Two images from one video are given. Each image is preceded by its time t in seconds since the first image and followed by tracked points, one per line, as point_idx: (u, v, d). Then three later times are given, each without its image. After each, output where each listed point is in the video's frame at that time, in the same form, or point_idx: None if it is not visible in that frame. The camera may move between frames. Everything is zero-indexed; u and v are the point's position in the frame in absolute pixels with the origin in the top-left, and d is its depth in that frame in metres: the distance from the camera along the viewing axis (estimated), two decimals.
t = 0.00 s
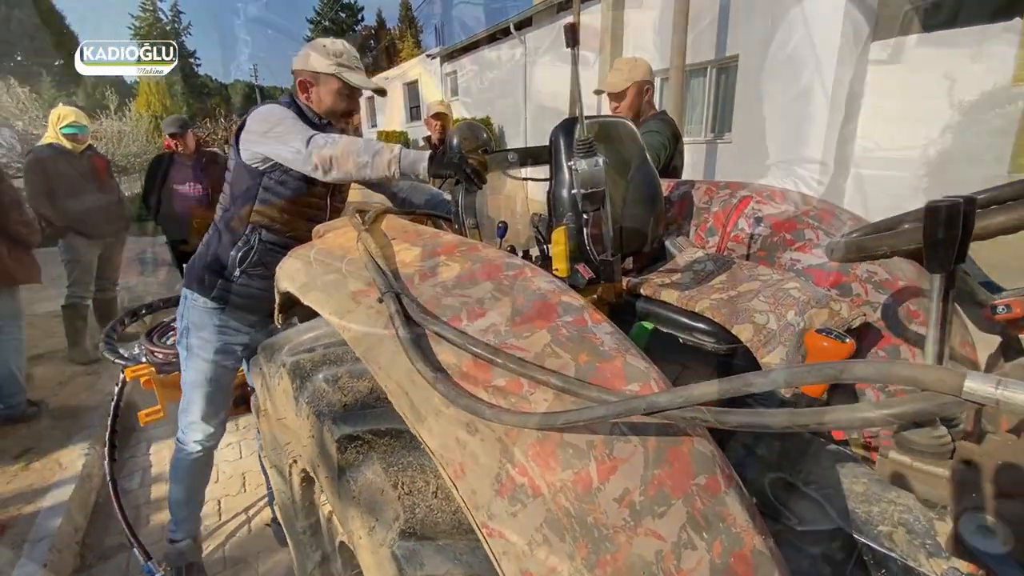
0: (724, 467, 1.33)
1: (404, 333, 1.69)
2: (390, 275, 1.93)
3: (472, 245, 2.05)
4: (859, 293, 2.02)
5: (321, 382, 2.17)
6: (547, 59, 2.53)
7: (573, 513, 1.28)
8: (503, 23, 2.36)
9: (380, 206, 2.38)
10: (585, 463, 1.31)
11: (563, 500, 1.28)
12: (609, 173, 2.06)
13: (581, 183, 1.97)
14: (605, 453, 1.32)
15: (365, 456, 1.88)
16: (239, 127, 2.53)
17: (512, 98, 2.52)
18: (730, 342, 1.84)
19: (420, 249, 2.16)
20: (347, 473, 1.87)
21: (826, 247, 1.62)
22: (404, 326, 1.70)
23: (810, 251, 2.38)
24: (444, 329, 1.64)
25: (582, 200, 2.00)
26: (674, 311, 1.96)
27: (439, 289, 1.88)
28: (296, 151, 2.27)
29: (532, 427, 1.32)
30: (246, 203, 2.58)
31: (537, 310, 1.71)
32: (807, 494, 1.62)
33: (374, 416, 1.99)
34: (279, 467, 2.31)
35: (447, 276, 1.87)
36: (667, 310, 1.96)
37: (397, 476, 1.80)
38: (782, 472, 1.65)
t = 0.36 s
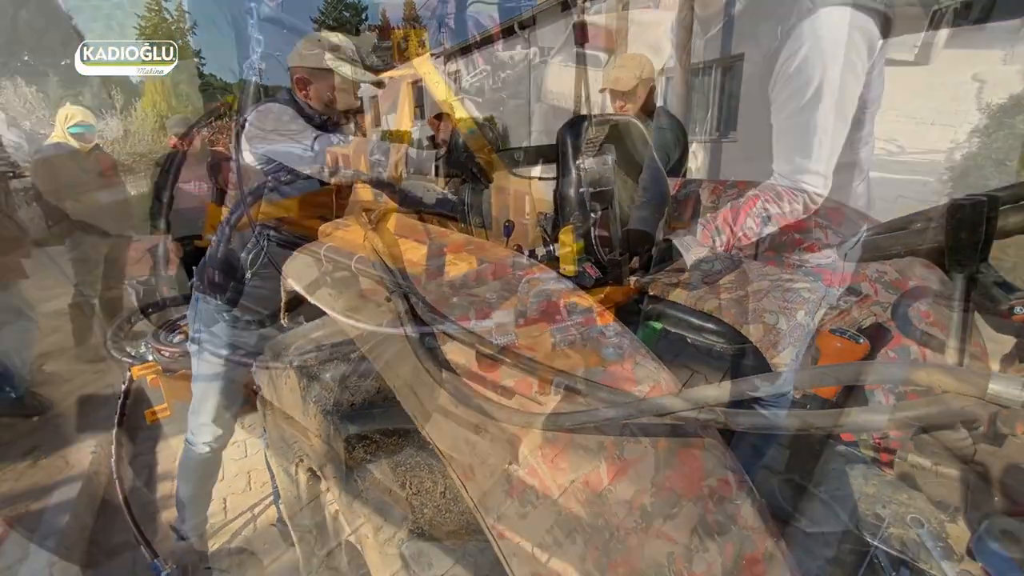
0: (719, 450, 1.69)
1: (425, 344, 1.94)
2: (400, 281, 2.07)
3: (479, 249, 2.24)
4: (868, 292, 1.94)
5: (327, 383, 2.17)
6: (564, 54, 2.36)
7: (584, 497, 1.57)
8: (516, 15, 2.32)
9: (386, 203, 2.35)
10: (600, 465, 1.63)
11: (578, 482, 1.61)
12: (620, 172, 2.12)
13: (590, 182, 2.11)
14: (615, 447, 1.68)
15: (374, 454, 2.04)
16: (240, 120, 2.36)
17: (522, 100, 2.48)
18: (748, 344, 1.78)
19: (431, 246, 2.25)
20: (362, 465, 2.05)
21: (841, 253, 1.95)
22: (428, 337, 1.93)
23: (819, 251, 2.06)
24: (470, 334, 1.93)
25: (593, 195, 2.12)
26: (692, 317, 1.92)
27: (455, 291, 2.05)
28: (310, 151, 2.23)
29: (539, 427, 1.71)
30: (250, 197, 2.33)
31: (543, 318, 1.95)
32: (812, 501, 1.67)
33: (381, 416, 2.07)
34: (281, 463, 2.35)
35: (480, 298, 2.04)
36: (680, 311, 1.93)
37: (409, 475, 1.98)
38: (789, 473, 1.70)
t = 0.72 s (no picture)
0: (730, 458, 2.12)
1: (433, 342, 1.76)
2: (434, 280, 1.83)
3: (491, 240, 2.22)
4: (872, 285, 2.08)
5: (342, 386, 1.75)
6: (578, 50, 2.24)
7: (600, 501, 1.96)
8: (528, 14, 2.34)
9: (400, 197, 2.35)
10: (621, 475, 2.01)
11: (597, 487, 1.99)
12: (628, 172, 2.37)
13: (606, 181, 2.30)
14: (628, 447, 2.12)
15: (382, 449, 1.86)
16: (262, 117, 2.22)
17: (534, 100, 2.32)
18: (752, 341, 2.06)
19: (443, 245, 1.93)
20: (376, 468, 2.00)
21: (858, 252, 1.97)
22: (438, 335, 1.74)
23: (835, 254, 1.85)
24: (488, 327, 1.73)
25: (605, 192, 2.29)
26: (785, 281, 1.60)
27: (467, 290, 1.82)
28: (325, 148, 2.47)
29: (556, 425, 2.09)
30: (262, 194, 2.15)
31: (551, 316, 1.76)
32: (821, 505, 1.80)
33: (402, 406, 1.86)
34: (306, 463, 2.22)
35: (490, 301, 1.83)
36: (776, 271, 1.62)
37: (438, 468, 1.92)
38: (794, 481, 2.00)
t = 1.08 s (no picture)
0: (735, 463, 2.09)
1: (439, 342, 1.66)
2: (449, 278, 1.62)
3: (500, 241, 2.17)
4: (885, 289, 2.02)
5: (350, 394, 1.61)
6: (586, 50, 2.17)
7: (597, 503, 1.99)
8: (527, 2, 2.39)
9: (406, 195, 2.23)
10: (621, 478, 2.07)
11: (596, 488, 2.04)
12: (637, 167, 2.17)
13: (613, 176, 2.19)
14: (628, 449, 2.18)
15: (388, 444, 1.71)
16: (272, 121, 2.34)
17: (542, 100, 2.47)
18: (756, 344, 1.83)
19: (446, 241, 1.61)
20: (379, 460, 2.05)
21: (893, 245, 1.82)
22: (444, 335, 1.64)
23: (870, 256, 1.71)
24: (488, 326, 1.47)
25: (613, 189, 2.20)
26: (820, 266, 1.41)
27: (470, 287, 1.68)
28: (334, 148, 2.59)
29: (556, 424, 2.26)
30: (267, 193, 2.01)
31: (556, 318, 1.50)
32: (828, 511, 1.71)
33: (412, 400, 1.72)
34: (314, 460, 2.28)
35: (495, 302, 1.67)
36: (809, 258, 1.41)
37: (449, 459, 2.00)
38: (801, 487, 1.97)
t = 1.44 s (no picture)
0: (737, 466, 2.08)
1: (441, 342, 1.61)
2: (451, 276, 1.62)
3: (503, 241, 2.16)
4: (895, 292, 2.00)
5: (354, 392, 1.62)
6: (590, 51, 2.16)
7: (599, 504, 1.99)
8: None
9: (410, 195, 2.22)
10: (622, 479, 2.07)
11: (598, 489, 2.04)
12: (640, 169, 2.16)
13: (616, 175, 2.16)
14: (630, 451, 2.17)
15: (389, 443, 1.71)
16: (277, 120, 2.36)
17: (547, 101, 2.47)
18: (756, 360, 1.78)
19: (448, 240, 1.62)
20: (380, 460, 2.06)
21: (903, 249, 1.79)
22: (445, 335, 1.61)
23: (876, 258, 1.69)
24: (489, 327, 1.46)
25: (616, 188, 2.18)
26: (812, 284, 1.35)
27: (471, 288, 1.67)
28: (339, 147, 2.60)
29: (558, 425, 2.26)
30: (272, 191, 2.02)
31: (557, 318, 1.49)
32: (831, 515, 1.70)
33: (413, 400, 1.72)
34: (316, 459, 2.28)
35: (497, 303, 1.66)
36: (805, 275, 1.35)
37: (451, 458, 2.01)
38: (804, 491, 1.96)
